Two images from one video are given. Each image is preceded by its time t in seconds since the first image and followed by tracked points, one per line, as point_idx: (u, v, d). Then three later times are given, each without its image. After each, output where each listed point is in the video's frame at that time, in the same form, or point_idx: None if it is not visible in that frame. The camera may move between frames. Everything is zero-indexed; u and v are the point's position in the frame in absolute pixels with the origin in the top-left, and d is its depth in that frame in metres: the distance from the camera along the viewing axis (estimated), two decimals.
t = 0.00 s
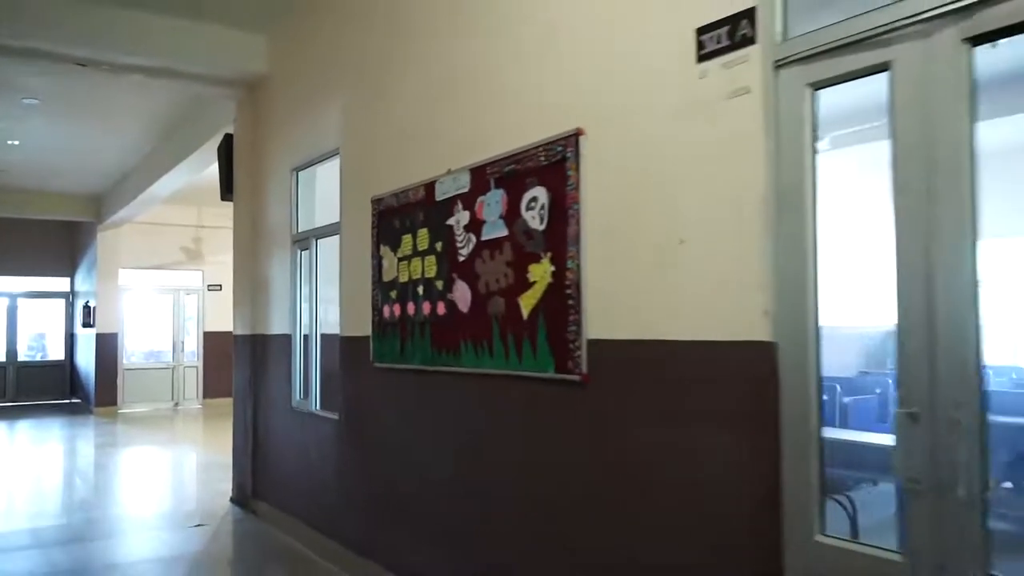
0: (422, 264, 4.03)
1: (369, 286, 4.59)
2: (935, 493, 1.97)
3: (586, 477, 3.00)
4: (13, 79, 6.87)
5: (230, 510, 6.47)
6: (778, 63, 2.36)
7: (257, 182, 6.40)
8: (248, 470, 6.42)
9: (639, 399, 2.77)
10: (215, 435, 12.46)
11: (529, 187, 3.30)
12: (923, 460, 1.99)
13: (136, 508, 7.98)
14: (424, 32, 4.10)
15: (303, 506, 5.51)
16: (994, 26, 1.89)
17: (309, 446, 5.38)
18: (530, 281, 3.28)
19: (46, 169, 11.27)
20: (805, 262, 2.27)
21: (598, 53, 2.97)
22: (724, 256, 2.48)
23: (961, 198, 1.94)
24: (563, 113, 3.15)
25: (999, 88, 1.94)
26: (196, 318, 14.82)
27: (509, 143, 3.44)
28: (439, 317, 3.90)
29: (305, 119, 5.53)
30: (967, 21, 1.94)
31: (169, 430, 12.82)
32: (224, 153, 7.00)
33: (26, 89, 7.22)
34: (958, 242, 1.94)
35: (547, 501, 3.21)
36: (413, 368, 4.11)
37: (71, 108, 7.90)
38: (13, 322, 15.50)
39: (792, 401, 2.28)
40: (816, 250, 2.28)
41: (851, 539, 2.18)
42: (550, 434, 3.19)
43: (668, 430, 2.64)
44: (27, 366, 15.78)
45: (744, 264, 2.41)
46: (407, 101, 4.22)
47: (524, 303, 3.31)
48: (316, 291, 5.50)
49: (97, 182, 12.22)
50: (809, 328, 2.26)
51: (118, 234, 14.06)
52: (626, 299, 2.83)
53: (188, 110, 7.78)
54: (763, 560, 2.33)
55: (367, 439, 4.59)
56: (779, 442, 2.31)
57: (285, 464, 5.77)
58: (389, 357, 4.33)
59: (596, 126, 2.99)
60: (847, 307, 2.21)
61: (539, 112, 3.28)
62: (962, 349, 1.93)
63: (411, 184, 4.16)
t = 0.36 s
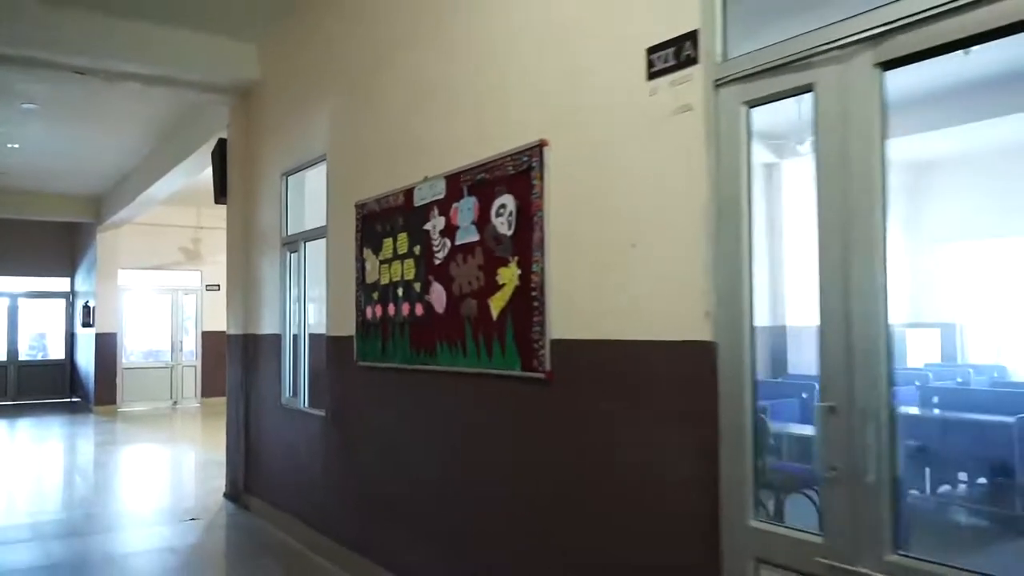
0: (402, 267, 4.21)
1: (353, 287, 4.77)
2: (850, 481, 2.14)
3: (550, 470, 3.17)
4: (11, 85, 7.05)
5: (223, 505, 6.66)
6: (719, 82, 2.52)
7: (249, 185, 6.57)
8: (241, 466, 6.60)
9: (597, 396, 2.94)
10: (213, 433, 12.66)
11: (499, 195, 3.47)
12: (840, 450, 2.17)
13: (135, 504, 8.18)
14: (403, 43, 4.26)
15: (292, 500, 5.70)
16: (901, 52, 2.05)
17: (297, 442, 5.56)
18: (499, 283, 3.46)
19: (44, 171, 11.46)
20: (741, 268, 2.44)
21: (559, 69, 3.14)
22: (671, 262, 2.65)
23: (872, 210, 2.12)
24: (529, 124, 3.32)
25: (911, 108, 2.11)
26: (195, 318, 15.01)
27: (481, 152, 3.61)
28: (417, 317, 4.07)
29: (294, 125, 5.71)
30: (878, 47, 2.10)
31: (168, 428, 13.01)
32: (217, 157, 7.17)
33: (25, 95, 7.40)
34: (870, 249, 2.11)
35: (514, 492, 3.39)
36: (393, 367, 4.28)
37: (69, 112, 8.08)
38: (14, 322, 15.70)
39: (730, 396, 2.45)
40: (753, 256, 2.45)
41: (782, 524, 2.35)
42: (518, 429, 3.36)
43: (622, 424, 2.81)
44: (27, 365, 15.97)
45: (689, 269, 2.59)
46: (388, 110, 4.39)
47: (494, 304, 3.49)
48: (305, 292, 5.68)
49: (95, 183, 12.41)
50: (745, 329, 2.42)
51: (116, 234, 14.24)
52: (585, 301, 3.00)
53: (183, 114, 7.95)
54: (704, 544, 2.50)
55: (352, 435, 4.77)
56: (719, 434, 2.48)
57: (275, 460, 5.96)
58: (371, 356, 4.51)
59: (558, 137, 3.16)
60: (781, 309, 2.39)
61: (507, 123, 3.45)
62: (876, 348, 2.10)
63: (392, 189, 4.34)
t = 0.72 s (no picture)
0: (392, 269, 4.39)
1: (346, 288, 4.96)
2: (787, 472, 2.29)
3: (525, 462, 3.34)
4: (22, 93, 7.28)
5: (227, 500, 6.86)
6: (673, 97, 2.69)
7: (251, 190, 6.78)
8: (244, 462, 6.81)
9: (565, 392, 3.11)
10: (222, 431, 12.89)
11: (479, 201, 3.64)
12: (778, 444, 2.32)
13: (145, 499, 8.39)
14: (393, 54, 4.45)
15: (291, 494, 5.88)
16: (829, 73, 2.23)
17: (296, 438, 5.75)
18: (479, 285, 3.63)
19: (55, 175, 11.74)
20: (692, 272, 2.60)
21: (532, 83, 3.32)
22: (631, 266, 2.81)
23: (806, 219, 2.28)
24: (506, 135, 3.49)
25: (841, 125, 2.29)
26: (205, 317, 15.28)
27: (463, 161, 3.79)
28: (405, 318, 4.25)
29: (292, 131, 5.90)
30: (810, 68, 2.28)
31: (178, 426, 13.26)
32: (222, 161, 7.39)
33: (36, 102, 7.63)
34: (804, 255, 2.28)
35: (492, 485, 3.56)
36: (384, 365, 4.46)
37: (79, 119, 8.31)
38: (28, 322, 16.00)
39: (683, 392, 2.62)
40: (703, 261, 2.61)
41: (730, 513, 2.50)
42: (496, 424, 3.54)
43: (588, 419, 2.98)
44: (42, 364, 16.28)
45: (646, 273, 2.75)
46: (379, 119, 4.58)
47: (475, 306, 3.66)
48: (303, 293, 5.88)
49: (105, 186, 12.68)
50: (696, 331, 2.58)
51: (126, 236, 14.49)
52: (556, 303, 3.17)
53: (189, 120, 8.17)
54: (657, 531, 2.66)
55: (346, 430, 4.96)
56: (673, 428, 2.64)
57: (275, 456, 6.15)
58: (364, 355, 4.69)
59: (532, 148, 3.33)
60: (728, 311, 2.55)
61: (487, 133, 3.62)
62: (808, 347, 2.26)
63: (382, 195, 4.52)
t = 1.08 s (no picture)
0: (392, 271, 4.56)
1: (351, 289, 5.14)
2: (745, 462, 2.43)
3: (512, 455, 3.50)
4: (46, 103, 7.56)
5: (244, 495, 7.09)
6: (642, 107, 2.83)
7: (265, 195, 6.99)
8: (258, 458, 7.03)
9: (547, 388, 3.26)
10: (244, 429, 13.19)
11: (469, 206, 3.80)
12: (736, 436, 2.46)
13: (167, 494, 8.65)
14: (392, 65, 4.63)
15: (302, 488, 6.09)
16: (778, 84, 2.36)
17: (307, 435, 5.95)
18: (470, 287, 3.79)
19: (81, 181, 12.07)
20: (660, 272, 2.74)
21: (517, 92, 3.48)
22: (606, 267, 2.96)
23: (759, 223, 2.42)
24: (493, 143, 3.65)
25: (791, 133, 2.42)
26: (228, 319, 15.61)
27: (455, 167, 3.95)
28: (404, 318, 4.42)
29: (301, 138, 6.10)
30: (762, 79, 2.41)
31: (202, 425, 13.57)
32: (237, 167, 7.61)
33: (60, 112, 7.91)
34: (758, 257, 2.41)
35: (483, 477, 3.72)
36: (385, 364, 4.64)
37: (101, 127, 8.59)
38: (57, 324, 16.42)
39: (652, 387, 2.75)
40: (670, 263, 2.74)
41: (695, 500, 2.64)
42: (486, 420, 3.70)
43: (567, 413, 3.13)
44: (71, 365, 16.71)
45: (619, 273, 2.89)
46: (380, 127, 4.75)
47: (467, 306, 3.82)
48: (313, 294, 6.08)
49: (130, 191, 13.01)
50: (663, 329, 2.72)
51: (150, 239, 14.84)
52: (539, 303, 3.32)
53: (206, 127, 8.42)
54: (630, 519, 2.81)
55: (352, 427, 5.14)
56: (643, 421, 2.78)
57: (288, 452, 6.36)
58: (367, 354, 4.87)
59: (517, 156, 3.48)
60: (692, 309, 2.69)
61: (477, 140, 3.78)
62: (761, 343, 2.39)
63: (383, 200, 4.69)
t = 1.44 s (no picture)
0: (388, 273, 4.72)
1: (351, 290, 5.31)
2: (700, 455, 2.57)
3: (496, 450, 3.65)
4: (63, 109, 7.82)
5: (252, 490, 7.29)
6: (612, 117, 2.96)
7: (272, 197, 7.19)
8: (266, 455, 7.23)
9: (527, 385, 3.41)
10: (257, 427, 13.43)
11: (457, 210, 3.96)
12: (695, 431, 2.59)
13: (181, 489, 8.89)
14: (387, 73, 4.80)
15: (307, 484, 6.27)
16: (729, 98, 2.48)
17: (311, 432, 6.13)
18: (458, 288, 3.94)
19: (99, 183, 12.36)
20: (626, 276, 2.87)
21: (500, 101, 3.63)
22: (580, 270, 3.10)
23: (715, 229, 2.55)
24: (479, 150, 3.80)
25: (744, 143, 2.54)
26: (243, 318, 15.87)
27: (445, 173, 4.11)
28: (399, 317, 4.58)
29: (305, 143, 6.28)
30: (716, 93, 2.53)
31: (217, 422, 13.83)
32: (247, 170, 7.82)
33: (77, 118, 8.17)
34: (713, 261, 2.55)
35: (470, 470, 3.88)
36: (382, 362, 4.80)
37: (116, 132, 8.83)
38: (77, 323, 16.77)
39: (620, 385, 2.90)
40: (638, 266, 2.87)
41: (660, 491, 2.78)
42: (473, 415, 3.85)
43: (546, 409, 3.28)
44: (90, 364, 17.05)
45: (592, 276, 3.03)
46: (377, 133, 4.92)
47: (455, 307, 3.97)
48: (316, 294, 6.26)
49: (146, 193, 13.28)
50: (631, 328, 2.86)
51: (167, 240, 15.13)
52: (521, 303, 3.46)
53: (217, 131, 8.64)
54: (602, 509, 2.96)
55: (352, 423, 5.32)
56: (613, 416, 2.93)
57: (293, 448, 6.55)
58: (365, 353, 5.04)
59: (500, 163, 3.64)
60: (658, 310, 2.83)
61: (464, 147, 3.94)
62: (716, 342, 2.53)
63: (380, 204, 4.86)
